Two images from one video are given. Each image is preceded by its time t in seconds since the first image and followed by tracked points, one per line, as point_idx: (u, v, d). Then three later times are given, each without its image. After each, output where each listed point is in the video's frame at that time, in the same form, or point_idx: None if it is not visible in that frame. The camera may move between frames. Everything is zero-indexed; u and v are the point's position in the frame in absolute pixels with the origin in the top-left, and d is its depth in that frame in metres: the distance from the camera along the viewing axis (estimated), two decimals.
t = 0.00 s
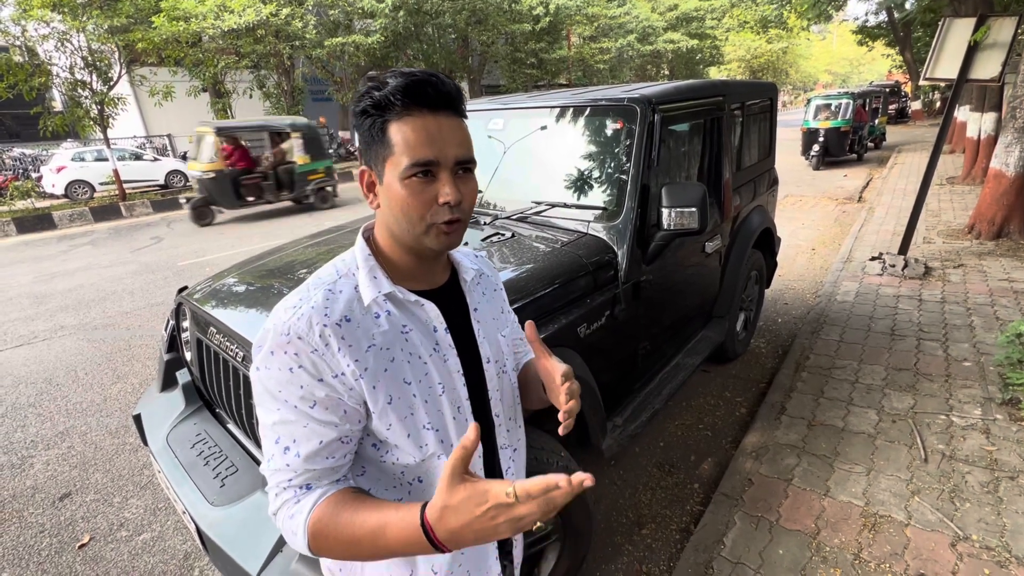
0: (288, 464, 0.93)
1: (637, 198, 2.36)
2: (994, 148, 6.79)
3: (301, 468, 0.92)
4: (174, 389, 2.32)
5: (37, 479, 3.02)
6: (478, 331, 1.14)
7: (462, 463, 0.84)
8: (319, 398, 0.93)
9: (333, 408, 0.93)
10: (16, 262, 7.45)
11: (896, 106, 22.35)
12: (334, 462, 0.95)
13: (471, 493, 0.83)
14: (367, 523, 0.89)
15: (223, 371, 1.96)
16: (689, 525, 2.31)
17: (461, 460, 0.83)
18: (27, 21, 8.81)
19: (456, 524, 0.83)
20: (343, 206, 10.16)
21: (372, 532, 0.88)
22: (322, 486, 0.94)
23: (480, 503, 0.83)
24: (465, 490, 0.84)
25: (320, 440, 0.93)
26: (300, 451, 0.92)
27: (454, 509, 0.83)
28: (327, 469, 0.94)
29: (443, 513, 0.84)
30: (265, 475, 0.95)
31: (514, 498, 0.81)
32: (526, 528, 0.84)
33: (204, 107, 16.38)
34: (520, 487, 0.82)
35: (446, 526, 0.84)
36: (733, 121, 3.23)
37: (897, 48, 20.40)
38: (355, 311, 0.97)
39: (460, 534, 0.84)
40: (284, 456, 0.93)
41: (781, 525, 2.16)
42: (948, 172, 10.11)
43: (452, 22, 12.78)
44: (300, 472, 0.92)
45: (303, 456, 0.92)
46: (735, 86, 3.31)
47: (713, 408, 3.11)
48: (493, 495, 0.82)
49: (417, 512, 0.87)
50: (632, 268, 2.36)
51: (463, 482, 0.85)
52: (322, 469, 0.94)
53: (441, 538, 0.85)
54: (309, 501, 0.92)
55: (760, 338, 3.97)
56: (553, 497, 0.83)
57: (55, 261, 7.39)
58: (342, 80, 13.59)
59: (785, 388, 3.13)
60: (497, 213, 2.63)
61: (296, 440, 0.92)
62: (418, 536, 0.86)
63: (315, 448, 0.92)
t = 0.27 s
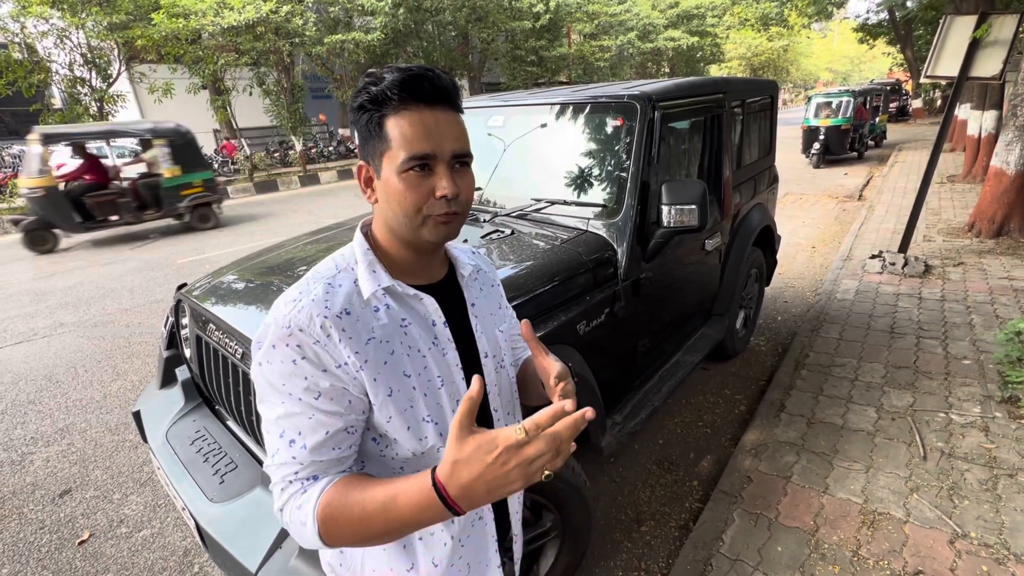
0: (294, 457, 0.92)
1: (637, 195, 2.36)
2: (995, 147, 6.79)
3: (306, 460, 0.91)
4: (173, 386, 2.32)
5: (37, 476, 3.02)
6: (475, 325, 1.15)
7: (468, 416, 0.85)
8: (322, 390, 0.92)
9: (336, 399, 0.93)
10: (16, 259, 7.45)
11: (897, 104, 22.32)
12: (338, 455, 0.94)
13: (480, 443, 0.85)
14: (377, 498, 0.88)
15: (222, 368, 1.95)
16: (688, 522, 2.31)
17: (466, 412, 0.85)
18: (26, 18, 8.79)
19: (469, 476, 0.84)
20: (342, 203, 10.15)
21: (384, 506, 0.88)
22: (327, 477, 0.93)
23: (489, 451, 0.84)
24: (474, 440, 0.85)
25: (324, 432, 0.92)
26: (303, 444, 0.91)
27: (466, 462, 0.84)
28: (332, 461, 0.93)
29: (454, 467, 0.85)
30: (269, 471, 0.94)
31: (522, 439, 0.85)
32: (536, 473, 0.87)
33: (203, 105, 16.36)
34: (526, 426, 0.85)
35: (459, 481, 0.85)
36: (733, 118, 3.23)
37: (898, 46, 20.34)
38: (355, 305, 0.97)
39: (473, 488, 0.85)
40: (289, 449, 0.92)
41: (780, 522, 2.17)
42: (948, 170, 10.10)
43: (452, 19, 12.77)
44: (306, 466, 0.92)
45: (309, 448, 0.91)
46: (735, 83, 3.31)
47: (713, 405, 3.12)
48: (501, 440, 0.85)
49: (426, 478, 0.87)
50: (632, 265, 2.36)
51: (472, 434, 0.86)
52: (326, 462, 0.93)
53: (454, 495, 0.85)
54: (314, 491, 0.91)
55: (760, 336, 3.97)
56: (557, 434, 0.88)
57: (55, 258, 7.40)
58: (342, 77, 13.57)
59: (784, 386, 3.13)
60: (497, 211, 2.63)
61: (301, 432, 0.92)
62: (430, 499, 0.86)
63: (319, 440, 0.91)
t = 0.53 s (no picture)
0: (294, 449, 0.92)
1: (637, 193, 2.36)
2: (995, 145, 6.78)
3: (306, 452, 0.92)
4: (173, 384, 2.32)
5: (37, 474, 3.02)
6: (473, 320, 1.15)
7: (463, 388, 0.87)
8: (322, 382, 0.92)
9: (335, 392, 0.93)
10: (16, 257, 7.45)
11: (898, 103, 22.31)
12: (338, 447, 0.94)
13: (476, 414, 0.86)
14: (376, 480, 0.89)
15: (222, 366, 1.95)
16: (687, 520, 2.31)
17: (462, 384, 0.86)
18: (25, 15, 8.77)
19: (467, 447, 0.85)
20: (342, 201, 10.14)
21: (386, 486, 0.88)
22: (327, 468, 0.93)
23: (487, 421, 0.85)
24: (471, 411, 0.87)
25: (324, 424, 0.92)
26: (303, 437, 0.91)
27: (463, 433, 0.85)
28: (331, 452, 0.93)
29: (452, 439, 0.86)
30: (269, 464, 0.94)
31: (518, 405, 0.86)
32: (532, 441, 0.89)
33: (203, 103, 16.35)
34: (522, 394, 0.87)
35: (456, 452, 0.85)
36: (734, 116, 3.22)
37: (899, 44, 20.30)
38: (353, 299, 0.97)
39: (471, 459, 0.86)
40: (289, 442, 0.92)
41: (780, 520, 2.17)
42: (949, 169, 10.09)
43: (453, 17, 12.76)
44: (307, 458, 0.92)
45: (309, 440, 0.91)
46: (736, 81, 3.30)
47: (713, 403, 3.12)
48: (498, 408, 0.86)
49: (424, 454, 0.88)
50: (632, 263, 2.36)
51: (468, 406, 0.87)
52: (326, 455, 0.93)
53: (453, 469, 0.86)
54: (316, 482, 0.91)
55: (760, 334, 3.97)
56: (551, 401, 0.89)
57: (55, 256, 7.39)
58: (342, 76, 13.56)
59: (784, 384, 3.13)
60: (496, 209, 2.63)
61: (301, 425, 0.92)
62: (429, 475, 0.86)
63: (319, 433, 0.91)
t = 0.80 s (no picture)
0: (286, 443, 0.92)
1: (637, 192, 2.36)
2: (995, 144, 6.77)
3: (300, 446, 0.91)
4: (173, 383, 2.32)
5: (37, 473, 3.03)
6: (469, 318, 1.15)
7: (428, 366, 0.87)
8: (316, 378, 0.92)
9: (331, 388, 0.93)
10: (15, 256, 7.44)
11: (898, 101, 22.30)
12: (332, 441, 0.94)
13: (443, 392, 0.85)
14: (351, 474, 0.88)
15: (222, 365, 1.95)
16: (686, 519, 2.32)
17: (425, 365, 0.87)
18: (24, 14, 8.75)
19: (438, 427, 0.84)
20: (342, 200, 10.14)
21: (366, 475, 0.87)
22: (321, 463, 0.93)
23: (454, 397, 0.84)
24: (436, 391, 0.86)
25: (317, 419, 0.92)
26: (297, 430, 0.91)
27: (432, 413, 0.85)
28: (325, 447, 0.93)
29: (421, 421, 0.85)
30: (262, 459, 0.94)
31: (484, 375, 0.86)
32: (504, 411, 0.88)
33: (203, 102, 16.33)
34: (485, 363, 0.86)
35: (429, 433, 0.84)
36: (733, 115, 3.22)
37: (900, 43, 20.24)
38: (349, 296, 0.97)
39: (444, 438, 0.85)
40: (281, 437, 0.92)
41: (779, 518, 2.17)
42: (949, 168, 10.08)
43: (452, 15, 12.74)
44: (299, 453, 0.91)
45: (302, 435, 0.91)
46: (735, 80, 3.30)
47: (712, 402, 3.12)
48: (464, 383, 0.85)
49: (395, 442, 0.87)
50: (631, 262, 2.37)
51: (434, 382, 0.87)
52: (319, 450, 0.93)
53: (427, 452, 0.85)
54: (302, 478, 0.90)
55: (759, 333, 3.97)
56: (518, 365, 0.89)
57: (55, 255, 7.39)
58: (341, 74, 13.54)
59: (784, 383, 3.13)
60: (496, 207, 2.63)
61: (294, 420, 0.92)
62: (403, 459, 0.85)
63: (312, 428, 0.91)
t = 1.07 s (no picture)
0: (285, 439, 0.91)
1: (636, 191, 2.36)
2: (995, 142, 6.77)
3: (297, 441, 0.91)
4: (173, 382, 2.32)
5: (37, 472, 3.03)
6: (470, 316, 1.15)
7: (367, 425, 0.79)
8: (313, 373, 0.92)
9: (329, 384, 0.93)
10: (15, 256, 7.44)
11: (897, 100, 22.30)
12: (329, 437, 0.93)
13: (378, 458, 0.76)
14: (315, 508, 0.84)
15: (222, 364, 1.95)
16: (686, 517, 2.32)
17: (363, 421, 0.78)
18: (23, 13, 8.73)
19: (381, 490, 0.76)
20: (341, 200, 10.13)
21: (326, 517, 0.83)
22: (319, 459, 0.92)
23: (390, 467, 0.75)
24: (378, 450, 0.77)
25: (314, 414, 0.92)
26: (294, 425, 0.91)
27: (371, 479, 0.76)
28: (321, 442, 0.93)
29: (366, 485, 0.78)
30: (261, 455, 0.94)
31: (417, 449, 0.73)
32: (455, 475, 0.77)
33: (202, 101, 16.32)
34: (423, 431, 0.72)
35: (375, 498, 0.77)
36: (733, 114, 3.22)
37: (899, 41, 20.23)
38: (348, 292, 0.97)
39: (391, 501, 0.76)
40: (280, 432, 0.92)
41: (778, 516, 2.17)
42: (948, 166, 10.08)
43: (452, 14, 12.74)
44: (294, 447, 0.91)
45: (299, 429, 0.91)
46: (735, 79, 3.30)
47: (712, 401, 3.12)
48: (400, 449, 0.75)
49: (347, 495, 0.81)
50: (631, 261, 2.37)
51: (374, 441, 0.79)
52: (313, 446, 0.92)
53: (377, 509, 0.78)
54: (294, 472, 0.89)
55: (759, 332, 3.98)
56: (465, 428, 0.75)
57: (54, 255, 7.38)
58: (341, 73, 13.53)
59: (783, 382, 3.14)
60: (496, 206, 2.63)
61: (291, 416, 0.91)
62: (355, 517, 0.80)
63: (309, 422, 0.91)
